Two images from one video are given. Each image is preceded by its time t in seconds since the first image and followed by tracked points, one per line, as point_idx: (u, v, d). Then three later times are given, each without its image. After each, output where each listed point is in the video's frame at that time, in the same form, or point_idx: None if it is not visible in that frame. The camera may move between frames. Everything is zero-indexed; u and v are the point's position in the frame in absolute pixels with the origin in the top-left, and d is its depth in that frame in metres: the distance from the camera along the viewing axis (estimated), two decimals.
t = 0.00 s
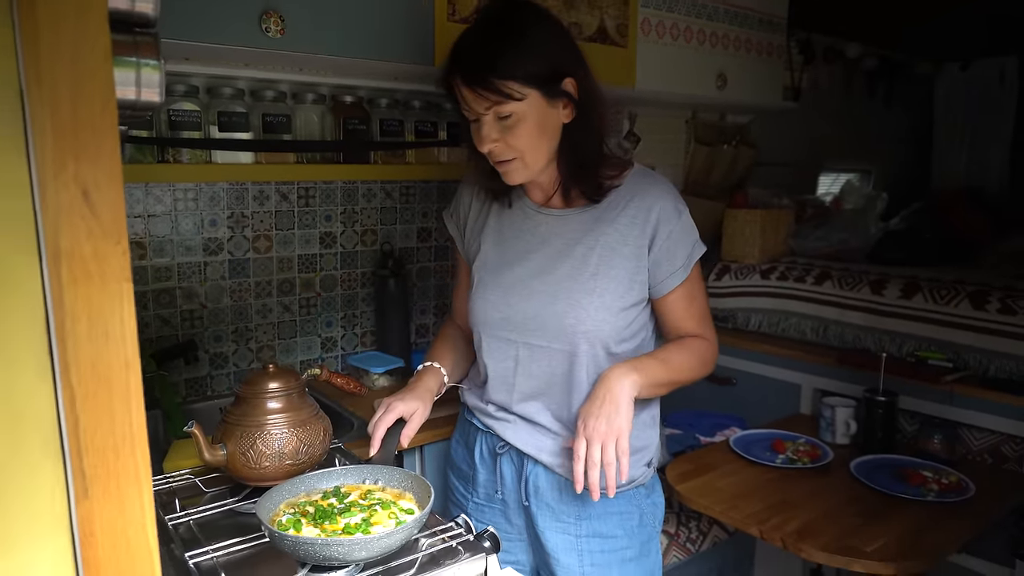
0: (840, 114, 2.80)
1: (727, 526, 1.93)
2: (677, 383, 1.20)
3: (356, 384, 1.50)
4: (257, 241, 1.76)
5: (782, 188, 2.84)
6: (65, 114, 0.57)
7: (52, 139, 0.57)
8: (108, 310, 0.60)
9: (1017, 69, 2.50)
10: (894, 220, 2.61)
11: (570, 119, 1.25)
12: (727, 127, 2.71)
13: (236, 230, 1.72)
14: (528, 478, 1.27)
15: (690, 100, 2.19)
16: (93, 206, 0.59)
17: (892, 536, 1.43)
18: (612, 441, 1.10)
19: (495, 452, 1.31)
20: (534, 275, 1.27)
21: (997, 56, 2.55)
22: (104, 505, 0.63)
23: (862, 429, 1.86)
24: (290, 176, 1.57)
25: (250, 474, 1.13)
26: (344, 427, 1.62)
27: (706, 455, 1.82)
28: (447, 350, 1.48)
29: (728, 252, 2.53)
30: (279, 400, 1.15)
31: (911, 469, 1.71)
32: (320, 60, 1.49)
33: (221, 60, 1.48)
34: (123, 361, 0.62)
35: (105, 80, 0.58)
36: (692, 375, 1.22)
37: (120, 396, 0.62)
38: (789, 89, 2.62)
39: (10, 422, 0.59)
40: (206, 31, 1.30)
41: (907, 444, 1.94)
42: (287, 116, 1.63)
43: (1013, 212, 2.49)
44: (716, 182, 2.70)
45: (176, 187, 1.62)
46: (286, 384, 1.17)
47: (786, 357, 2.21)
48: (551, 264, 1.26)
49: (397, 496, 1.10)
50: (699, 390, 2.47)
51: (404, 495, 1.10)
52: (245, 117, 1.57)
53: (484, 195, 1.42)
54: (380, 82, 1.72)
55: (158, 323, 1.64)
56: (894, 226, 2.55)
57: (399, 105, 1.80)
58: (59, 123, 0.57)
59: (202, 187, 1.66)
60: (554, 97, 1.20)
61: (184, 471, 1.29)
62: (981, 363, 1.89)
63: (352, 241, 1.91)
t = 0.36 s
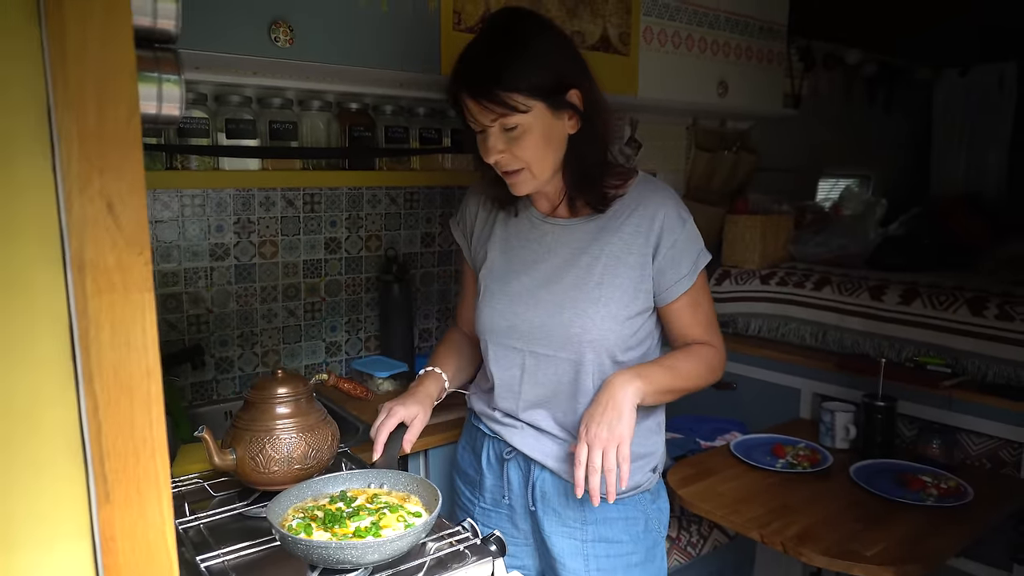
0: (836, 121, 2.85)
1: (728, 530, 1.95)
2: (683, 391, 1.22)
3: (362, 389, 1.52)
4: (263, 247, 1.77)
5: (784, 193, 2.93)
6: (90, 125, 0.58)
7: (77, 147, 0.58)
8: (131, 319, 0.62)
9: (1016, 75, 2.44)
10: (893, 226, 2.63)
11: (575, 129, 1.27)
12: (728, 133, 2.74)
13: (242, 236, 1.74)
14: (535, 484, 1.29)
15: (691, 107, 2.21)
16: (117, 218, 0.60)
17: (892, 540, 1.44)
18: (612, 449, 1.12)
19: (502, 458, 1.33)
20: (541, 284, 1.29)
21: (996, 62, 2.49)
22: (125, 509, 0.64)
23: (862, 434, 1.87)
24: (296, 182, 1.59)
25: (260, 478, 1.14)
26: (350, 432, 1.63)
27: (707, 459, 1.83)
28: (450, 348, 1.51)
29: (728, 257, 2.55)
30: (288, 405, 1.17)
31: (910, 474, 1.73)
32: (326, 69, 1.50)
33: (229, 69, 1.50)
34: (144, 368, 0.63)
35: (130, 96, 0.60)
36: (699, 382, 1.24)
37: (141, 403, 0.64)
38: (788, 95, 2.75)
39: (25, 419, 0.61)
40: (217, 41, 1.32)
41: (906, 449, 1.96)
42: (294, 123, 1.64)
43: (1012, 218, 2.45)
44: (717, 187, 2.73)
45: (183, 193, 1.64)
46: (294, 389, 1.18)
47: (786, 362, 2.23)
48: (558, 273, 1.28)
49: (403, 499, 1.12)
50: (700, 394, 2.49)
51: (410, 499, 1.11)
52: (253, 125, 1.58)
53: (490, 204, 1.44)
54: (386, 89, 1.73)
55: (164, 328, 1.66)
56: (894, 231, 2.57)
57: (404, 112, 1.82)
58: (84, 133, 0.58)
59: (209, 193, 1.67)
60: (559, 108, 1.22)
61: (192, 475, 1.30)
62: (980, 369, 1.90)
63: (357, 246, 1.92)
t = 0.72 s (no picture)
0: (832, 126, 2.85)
1: (723, 534, 1.95)
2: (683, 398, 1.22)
3: (359, 394, 1.52)
4: (259, 251, 1.77)
5: (778, 198, 2.94)
6: (91, 131, 0.58)
7: (78, 152, 0.58)
8: (130, 325, 0.62)
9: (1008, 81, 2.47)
10: (887, 230, 2.64)
11: (579, 135, 1.27)
12: (723, 137, 2.77)
13: (237, 239, 1.73)
14: (533, 488, 1.28)
15: (687, 112, 2.22)
16: (117, 223, 0.60)
17: (888, 544, 1.45)
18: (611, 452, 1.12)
19: (501, 462, 1.33)
20: (541, 290, 1.29)
21: (987, 68, 2.52)
22: (122, 517, 0.64)
23: (857, 438, 1.88)
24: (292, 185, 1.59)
25: (256, 484, 1.13)
26: (345, 436, 1.63)
27: (703, 463, 1.83)
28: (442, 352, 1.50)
29: (723, 261, 2.56)
30: (284, 410, 1.16)
31: (905, 477, 1.74)
32: (324, 72, 1.50)
33: (227, 72, 1.49)
34: (143, 374, 0.63)
35: (129, 101, 0.60)
36: (698, 388, 1.24)
37: (139, 410, 0.63)
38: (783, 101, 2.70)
39: (24, 432, 0.60)
40: (215, 43, 1.32)
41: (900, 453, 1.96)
42: (290, 126, 1.64)
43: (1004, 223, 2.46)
44: (712, 192, 2.72)
45: (178, 196, 1.63)
46: (291, 394, 1.18)
47: (781, 366, 2.23)
48: (558, 278, 1.28)
49: (400, 505, 1.11)
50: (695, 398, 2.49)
51: (407, 504, 1.11)
52: (248, 128, 1.60)
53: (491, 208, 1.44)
54: (383, 93, 1.73)
55: (159, 332, 1.65)
56: (888, 235, 2.58)
57: (400, 115, 1.82)
58: (85, 140, 0.58)
59: (204, 196, 1.66)
60: (563, 114, 1.22)
61: (187, 480, 1.29)
62: (974, 372, 1.91)
63: (353, 250, 1.92)
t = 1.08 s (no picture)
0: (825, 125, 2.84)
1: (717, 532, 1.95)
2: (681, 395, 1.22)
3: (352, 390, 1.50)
4: (250, 247, 1.75)
5: (772, 197, 2.89)
6: (81, 120, 0.57)
7: (68, 141, 0.57)
8: (122, 316, 0.60)
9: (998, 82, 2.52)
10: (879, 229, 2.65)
11: (581, 129, 1.26)
12: (717, 135, 2.73)
13: (229, 235, 1.71)
14: (529, 484, 1.27)
15: (680, 109, 2.22)
16: (108, 213, 0.59)
17: (882, 541, 1.45)
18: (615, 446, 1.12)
19: (496, 458, 1.32)
20: (541, 284, 1.28)
21: (979, 69, 2.56)
22: (113, 512, 0.62)
23: (850, 435, 1.88)
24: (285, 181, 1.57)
25: (248, 481, 1.12)
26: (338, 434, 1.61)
27: (697, 461, 1.83)
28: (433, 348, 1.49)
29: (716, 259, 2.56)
30: (277, 406, 1.15)
31: (898, 474, 1.74)
32: (317, 66, 1.49)
33: (219, 65, 1.48)
34: (134, 367, 0.61)
35: (120, 89, 0.58)
36: (694, 385, 1.24)
37: (131, 403, 0.62)
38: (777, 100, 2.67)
39: (15, 426, 0.59)
40: (210, 38, 1.31)
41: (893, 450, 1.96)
42: (283, 121, 1.62)
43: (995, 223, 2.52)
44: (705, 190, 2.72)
45: (169, 192, 1.61)
46: (283, 391, 1.17)
47: (774, 364, 2.23)
48: (557, 272, 1.27)
49: (395, 501, 1.10)
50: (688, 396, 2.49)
51: (402, 500, 1.10)
52: (240, 122, 1.57)
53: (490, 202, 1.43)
54: (377, 88, 1.72)
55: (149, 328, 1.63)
56: (879, 234, 2.59)
57: (394, 111, 1.81)
58: (75, 129, 0.57)
59: (195, 191, 1.65)
60: (565, 108, 1.21)
61: (177, 478, 1.28)
62: (966, 370, 1.92)
63: (345, 247, 1.90)
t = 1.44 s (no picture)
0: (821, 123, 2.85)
1: (711, 528, 1.95)
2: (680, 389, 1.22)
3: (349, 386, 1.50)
4: (245, 242, 1.74)
5: (767, 195, 2.91)
6: (83, 107, 0.56)
7: (70, 129, 0.56)
8: (124, 307, 0.60)
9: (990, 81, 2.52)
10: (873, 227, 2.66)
11: (597, 115, 1.31)
12: (711, 133, 2.76)
13: (224, 230, 1.70)
14: (527, 484, 1.28)
15: (676, 106, 2.22)
16: (110, 203, 0.58)
17: (876, 536, 1.46)
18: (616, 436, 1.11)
19: (494, 457, 1.32)
20: (541, 274, 1.28)
21: (970, 68, 2.56)
22: (114, 506, 0.62)
23: (845, 431, 1.89)
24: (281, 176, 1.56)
25: (246, 476, 1.13)
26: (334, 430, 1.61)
27: (692, 457, 1.84)
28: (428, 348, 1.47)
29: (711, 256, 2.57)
30: (275, 402, 1.16)
31: (892, 470, 1.75)
32: (314, 60, 1.48)
33: (215, 58, 1.47)
34: (137, 359, 0.61)
35: (122, 77, 0.58)
36: (694, 381, 1.24)
37: (133, 396, 0.61)
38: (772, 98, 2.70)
39: (16, 417, 0.59)
40: (209, 32, 1.30)
41: (887, 446, 1.97)
42: (279, 115, 1.61)
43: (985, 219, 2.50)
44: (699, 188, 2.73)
45: (164, 185, 1.60)
46: (282, 385, 1.17)
47: (768, 361, 2.24)
48: (557, 263, 1.27)
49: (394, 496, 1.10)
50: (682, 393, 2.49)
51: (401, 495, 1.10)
52: (236, 116, 1.56)
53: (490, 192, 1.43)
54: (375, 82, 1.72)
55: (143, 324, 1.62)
56: (873, 233, 2.61)
57: (390, 107, 1.80)
58: (77, 116, 0.56)
59: (190, 185, 1.64)
60: (587, 89, 1.26)
61: (173, 474, 1.27)
62: (958, 367, 1.93)
63: (341, 242, 1.90)
